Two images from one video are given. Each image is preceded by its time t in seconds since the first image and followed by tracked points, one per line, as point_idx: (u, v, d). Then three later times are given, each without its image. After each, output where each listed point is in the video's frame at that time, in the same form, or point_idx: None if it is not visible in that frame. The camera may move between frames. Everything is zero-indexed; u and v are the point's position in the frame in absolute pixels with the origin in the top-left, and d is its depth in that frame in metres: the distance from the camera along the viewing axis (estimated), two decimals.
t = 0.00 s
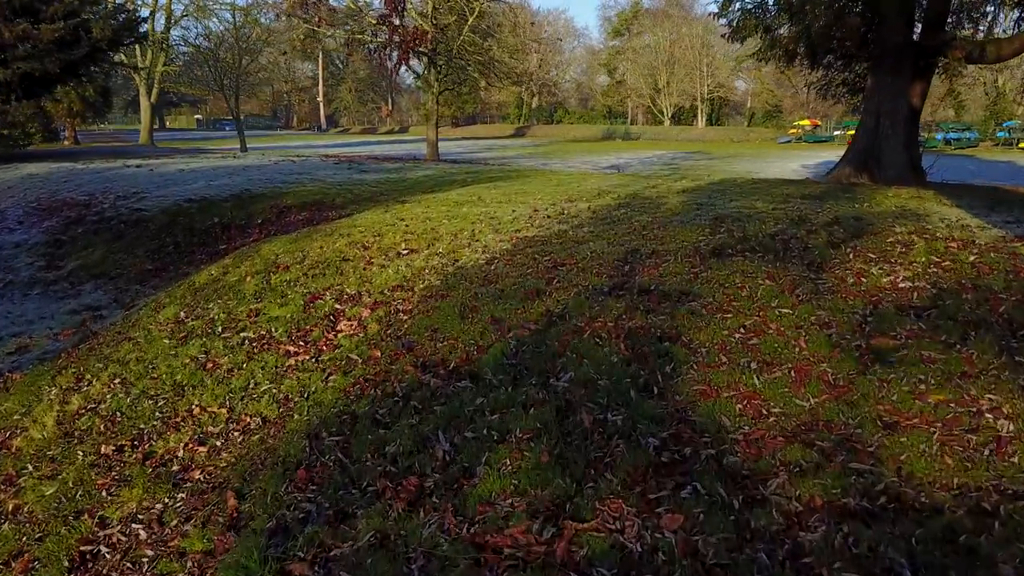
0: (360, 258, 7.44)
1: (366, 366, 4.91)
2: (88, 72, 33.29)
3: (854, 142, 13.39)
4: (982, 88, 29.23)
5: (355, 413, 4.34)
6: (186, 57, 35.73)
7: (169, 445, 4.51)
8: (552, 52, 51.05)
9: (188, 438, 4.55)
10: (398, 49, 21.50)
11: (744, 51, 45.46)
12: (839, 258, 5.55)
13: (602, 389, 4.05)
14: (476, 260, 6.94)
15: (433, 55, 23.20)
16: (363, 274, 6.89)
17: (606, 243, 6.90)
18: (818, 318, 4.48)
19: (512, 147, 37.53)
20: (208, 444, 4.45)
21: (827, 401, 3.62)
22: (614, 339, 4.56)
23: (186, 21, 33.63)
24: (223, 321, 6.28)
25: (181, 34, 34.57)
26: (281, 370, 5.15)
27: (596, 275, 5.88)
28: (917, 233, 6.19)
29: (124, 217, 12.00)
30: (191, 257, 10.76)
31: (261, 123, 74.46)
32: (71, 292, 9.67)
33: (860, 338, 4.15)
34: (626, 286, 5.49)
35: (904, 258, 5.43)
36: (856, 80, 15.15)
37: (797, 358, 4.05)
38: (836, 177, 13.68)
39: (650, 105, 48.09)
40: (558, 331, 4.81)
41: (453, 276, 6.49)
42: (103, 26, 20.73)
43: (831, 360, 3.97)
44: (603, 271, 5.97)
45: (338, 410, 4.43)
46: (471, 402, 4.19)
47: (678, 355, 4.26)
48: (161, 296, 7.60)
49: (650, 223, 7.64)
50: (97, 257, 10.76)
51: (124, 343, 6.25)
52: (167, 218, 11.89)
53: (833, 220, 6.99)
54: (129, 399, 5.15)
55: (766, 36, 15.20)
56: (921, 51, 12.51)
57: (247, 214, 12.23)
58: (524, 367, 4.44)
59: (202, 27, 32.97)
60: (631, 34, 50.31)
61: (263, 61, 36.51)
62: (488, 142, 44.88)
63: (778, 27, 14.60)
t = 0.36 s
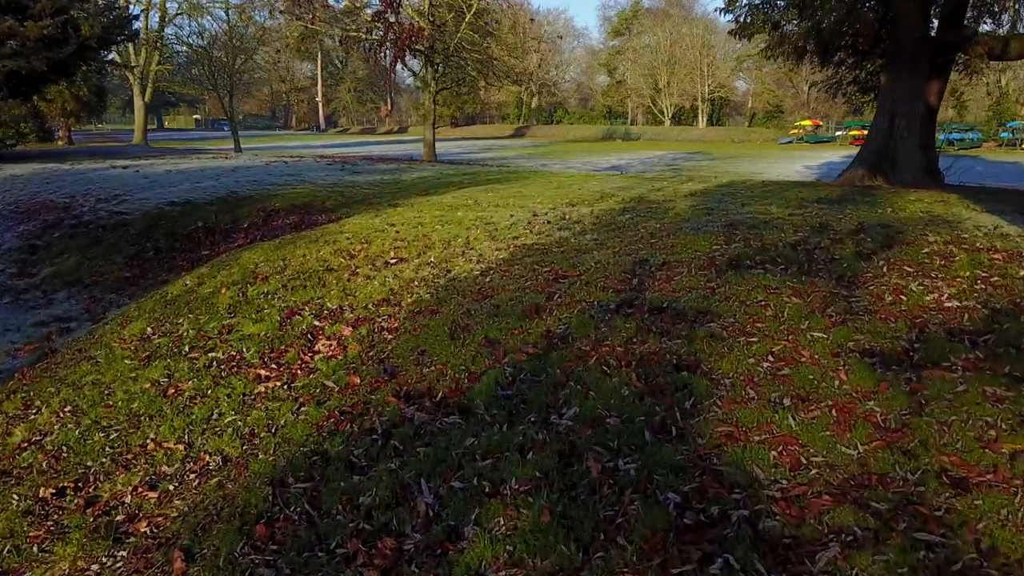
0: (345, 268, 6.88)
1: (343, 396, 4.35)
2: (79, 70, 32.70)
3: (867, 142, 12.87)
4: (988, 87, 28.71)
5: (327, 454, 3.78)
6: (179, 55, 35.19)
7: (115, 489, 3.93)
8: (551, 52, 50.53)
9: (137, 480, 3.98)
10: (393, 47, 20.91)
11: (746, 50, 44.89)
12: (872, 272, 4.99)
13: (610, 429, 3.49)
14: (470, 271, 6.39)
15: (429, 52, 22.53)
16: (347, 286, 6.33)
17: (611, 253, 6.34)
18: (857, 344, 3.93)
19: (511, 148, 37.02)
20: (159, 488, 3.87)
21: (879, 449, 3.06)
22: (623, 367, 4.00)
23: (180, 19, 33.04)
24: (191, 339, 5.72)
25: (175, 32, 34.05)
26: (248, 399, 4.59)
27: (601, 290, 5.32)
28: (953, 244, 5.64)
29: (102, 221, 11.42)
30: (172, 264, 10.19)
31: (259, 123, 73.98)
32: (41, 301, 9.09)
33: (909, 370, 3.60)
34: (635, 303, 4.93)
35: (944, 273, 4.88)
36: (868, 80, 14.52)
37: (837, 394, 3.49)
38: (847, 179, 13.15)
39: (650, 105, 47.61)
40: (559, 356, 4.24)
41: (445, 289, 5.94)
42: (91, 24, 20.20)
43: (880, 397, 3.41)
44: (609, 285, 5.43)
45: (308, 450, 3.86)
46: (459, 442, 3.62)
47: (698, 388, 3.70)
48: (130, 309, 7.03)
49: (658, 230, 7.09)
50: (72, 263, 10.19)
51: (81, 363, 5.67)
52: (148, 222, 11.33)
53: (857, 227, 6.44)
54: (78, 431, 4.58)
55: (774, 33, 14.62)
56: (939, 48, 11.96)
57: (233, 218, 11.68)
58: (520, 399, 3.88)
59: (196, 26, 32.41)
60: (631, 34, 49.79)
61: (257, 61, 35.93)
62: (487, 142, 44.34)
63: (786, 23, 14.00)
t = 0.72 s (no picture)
0: (327, 283, 6.31)
1: (311, 441, 3.77)
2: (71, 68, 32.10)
3: (882, 144, 12.34)
4: (994, 87, 28.23)
5: (288, 516, 3.20)
6: (172, 55, 34.62)
7: (39, 554, 3.34)
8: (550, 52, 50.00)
9: (67, 543, 3.38)
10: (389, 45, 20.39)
11: (748, 50, 44.31)
12: (914, 294, 4.43)
13: (624, 493, 2.91)
14: (463, 287, 5.81)
15: (427, 50, 21.95)
16: (326, 304, 5.76)
17: (617, 267, 5.77)
18: (910, 384, 3.36)
19: (511, 148, 36.51)
20: (91, 555, 3.26)
21: (958, 528, 2.48)
22: (636, 412, 3.42)
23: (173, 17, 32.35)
24: (151, 366, 5.13)
25: (168, 31, 33.48)
26: (205, 440, 4.01)
27: (608, 312, 4.75)
28: (998, 259, 5.09)
29: (78, 227, 10.84)
30: (149, 273, 9.61)
31: (255, 124, 73.43)
32: (6, 313, 8.49)
33: (978, 420, 3.03)
34: (647, 329, 4.36)
35: (997, 296, 4.32)
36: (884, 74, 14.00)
37: (895, 450, 2.91)
38: (860, 183, 12.62)
39: (651, 105, 47.08)
40: (562, 395, 3.66)
41: (435, 308, 5.38)
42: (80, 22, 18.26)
43: (948, 456, 2.84)
44: (618, 305, 4.86)
45: (266, 511, 3.28)
46: (443, 505, 3.04)
47: (726, 440, 3.13)
48: (92, 327, 6.44)
49: (668, 240, 6.52)
50: (42, 272, 9.60)
51: (27, 391, 5.08)
52: (127, 229, 10.76)
53: (886, 239, 5.89)
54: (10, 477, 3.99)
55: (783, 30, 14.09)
56: (958, 45, 11.41)
57: (217, 224, 11.12)
58: (516, 451, 3.30)
59: (196, 25, 31.70)
60: (631, 34, 49.26)
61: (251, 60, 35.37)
62: (487, 142, 43.57)
63: (797, 18, 13.46)
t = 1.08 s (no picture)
0: (304, 304, 5.72)
1: (266, 505, 3.17)
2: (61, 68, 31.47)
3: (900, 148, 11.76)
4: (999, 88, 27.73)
5: None
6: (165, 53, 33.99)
7: None
8: (549, 53, 49.40)
9: None
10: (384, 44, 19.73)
11: (749, 50, 43.72)
12: (972, 326, 3.84)
13: None
14: (453, 309, 5.21)
15: (423, 49, 21.35)
16: (301, 328, 5.17)
17: (625, 286, 5.17)
18: (993, 449, 2.74)
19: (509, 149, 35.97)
20: None
21: None
22: (657, 479, 2.80)
23: (165, 16, 31.67)
24: (98, 402, 4.52)
25: (161, 29, 32.85)
26: (144, 501, 3.39)
27: (616, 343, 4.15)
28: None
29: (51, 235, 10.23)
30: (123, 285, 9.03)
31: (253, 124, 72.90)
32: None
33: None
34: (663, 366, 3.76)
35: None
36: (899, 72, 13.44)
37: (985, 540, 2.31)
38: (876, 188, 12.04)
39: (651, 105, 46.64)
40: (564, 454, 3.06)
41: (422, 333, 4.78)
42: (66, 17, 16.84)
43: None
44: (628, 335, 4.26)
45: None
46: None
47: (769, 520, 2.52)
48: (45, 350, 5.83)
49: (680, 255, 5.93)
50: (9, 284, 8.98)
51: None
52: (101, 237, 10.15)
53: (925, 256, 5.31)
54: None
55: (793, 27, 13.49)
56: (978, 43, 10.81)
57: (198, 232, 10.53)
58: (510, 529, 2.68)
59: (188, 24, 30.88)
60: (631, 34, 48.65)
61: (246, 59, 34.76)
62: (485, 143, 43.05)
63: (807, 15, 12.88)
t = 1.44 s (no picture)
0: (277, 327, 5.10)
1: None
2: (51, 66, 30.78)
3: (920, 151, 11.16)
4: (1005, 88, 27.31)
5: None
6: (157, 52, 33.33)
7: None
8: (547, 53, 48.80)
9: None
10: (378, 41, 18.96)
11: (751, 50, 43.13)
12: None
13: None
14: (441, 335, 4.59)
15: (420, 47, 20.63)
16: (269, 358, 4.55)
17: (638, 310, 4.55)
18: None
19: (508, 149, 35.38)
20: None
21: None
22: None
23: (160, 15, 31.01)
24: (28, 448, 3.89)
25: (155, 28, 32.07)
26: None
27: (630, 383, 3.53)
28: None
29: (19, 243, 9.60)
30: (92, 298, 8.40)
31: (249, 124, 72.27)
32: None
33: None
34: (688, 416, 3.15)
35: None
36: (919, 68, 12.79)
37: None
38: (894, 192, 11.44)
39: (651, 105, 46.09)
40: (572, 539, 2.44)
41: (405, 365, 4.17)
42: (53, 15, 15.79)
43: None
44: (644, 371, 3.65)
45: None
46: None
47: None
48: None
49: (697, 272, 5.31)
50: None
51: None
52: (73, 245, 9.52)
53: (975, 276, 4.70)
54: None
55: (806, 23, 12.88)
56: (1004, 40, 10.20)
57: (177, 240, 9.93)
58: None
59: (182, 22, 30.10)
60: (631, 34, 48.04)
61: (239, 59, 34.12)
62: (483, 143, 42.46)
63: (820, 11, 12.31)
